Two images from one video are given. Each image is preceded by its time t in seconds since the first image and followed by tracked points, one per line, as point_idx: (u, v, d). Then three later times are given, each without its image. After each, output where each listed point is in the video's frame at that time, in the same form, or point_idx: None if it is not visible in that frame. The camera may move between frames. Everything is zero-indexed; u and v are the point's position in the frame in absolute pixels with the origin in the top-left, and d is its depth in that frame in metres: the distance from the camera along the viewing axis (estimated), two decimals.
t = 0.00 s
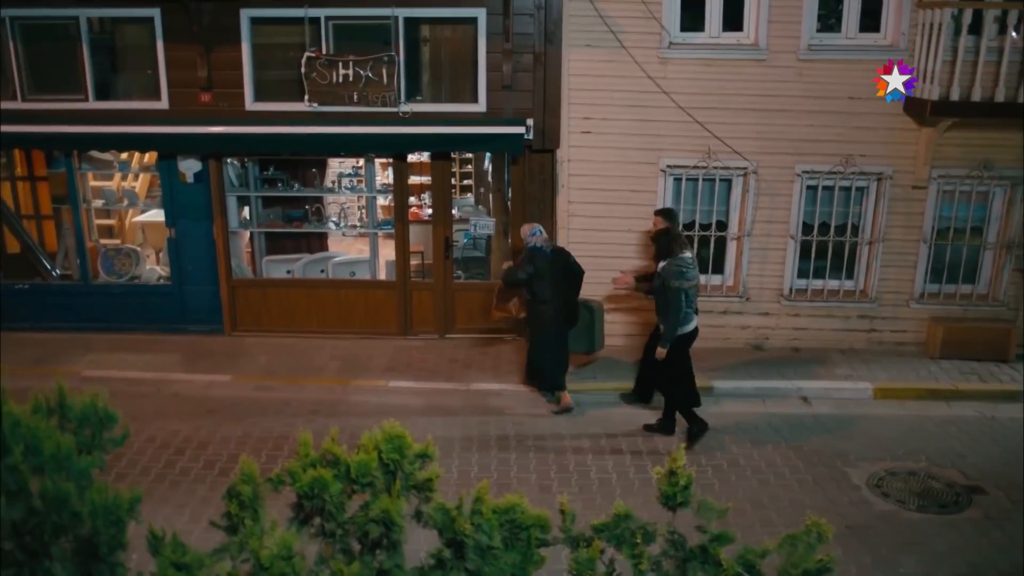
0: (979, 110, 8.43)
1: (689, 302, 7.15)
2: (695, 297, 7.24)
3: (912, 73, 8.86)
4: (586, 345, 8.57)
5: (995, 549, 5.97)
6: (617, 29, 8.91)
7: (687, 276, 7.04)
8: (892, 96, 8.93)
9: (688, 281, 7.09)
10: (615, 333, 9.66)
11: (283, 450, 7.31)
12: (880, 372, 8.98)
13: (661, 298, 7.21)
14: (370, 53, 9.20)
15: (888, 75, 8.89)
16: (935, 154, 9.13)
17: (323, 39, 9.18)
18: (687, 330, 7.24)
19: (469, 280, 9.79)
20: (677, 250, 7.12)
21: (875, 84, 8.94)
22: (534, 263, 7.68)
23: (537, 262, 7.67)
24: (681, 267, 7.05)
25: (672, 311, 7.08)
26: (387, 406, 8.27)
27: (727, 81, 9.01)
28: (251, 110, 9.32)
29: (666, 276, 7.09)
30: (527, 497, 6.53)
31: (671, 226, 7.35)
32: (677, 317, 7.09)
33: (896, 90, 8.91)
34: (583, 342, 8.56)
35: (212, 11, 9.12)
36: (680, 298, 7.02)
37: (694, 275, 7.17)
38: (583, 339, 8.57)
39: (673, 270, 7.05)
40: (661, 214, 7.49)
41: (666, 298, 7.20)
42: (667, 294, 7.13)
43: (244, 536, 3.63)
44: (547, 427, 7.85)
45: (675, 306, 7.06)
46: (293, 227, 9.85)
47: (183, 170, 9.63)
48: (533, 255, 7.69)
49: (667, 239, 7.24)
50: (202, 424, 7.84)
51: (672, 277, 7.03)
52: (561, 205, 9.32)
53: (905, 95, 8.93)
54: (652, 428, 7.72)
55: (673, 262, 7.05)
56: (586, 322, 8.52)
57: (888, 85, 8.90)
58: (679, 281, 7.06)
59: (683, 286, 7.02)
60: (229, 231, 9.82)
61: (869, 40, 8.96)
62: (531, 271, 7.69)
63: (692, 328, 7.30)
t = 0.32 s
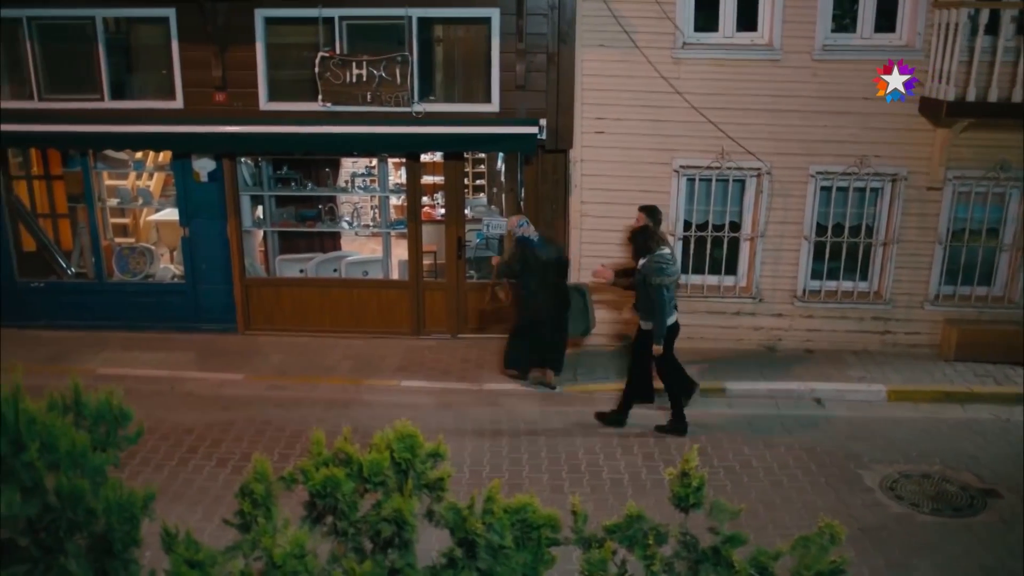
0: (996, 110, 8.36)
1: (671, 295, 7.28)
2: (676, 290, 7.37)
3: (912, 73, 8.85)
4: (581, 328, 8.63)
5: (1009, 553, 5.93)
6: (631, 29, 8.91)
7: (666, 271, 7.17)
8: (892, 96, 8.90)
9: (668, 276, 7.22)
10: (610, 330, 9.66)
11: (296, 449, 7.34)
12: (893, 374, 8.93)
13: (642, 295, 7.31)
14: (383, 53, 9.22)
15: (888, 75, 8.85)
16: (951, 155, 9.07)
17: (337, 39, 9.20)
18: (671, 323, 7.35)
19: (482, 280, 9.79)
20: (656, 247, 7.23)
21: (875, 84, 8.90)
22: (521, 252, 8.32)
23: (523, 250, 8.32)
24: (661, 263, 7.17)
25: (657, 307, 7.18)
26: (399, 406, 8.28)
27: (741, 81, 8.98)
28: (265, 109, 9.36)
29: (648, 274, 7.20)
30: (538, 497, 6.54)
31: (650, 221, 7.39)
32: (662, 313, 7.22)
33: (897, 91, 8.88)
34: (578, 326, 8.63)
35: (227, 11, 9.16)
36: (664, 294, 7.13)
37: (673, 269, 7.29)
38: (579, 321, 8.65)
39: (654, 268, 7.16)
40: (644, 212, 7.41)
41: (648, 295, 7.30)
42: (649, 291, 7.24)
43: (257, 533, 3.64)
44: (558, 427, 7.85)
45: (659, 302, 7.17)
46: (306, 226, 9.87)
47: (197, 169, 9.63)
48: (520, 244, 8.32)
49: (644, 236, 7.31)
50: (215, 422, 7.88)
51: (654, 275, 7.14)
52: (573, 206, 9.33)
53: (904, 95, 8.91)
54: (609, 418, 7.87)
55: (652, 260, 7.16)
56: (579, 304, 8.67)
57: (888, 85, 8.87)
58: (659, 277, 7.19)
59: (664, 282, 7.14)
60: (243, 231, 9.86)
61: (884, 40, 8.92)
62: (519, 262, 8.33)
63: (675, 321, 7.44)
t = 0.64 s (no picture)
0: (1013, 111, 8.29)
1: (643, 291, 7.46)
2: (649, 288, 7.54)
3: (912, 73, 8.82)
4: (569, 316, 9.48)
5: None
6: (645, 29, 8.89)
7: (639, 265, 7.39)
8: (892, 96, 8.87)
9: (641, 271, 7.43)
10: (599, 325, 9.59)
11: (308, 447, 7.37)
12: (908, 377, 8.88)
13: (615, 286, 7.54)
14: (397, 53, 9.24)
15: (888, 75, 8.82)
16: (967, 156, 9.02)
17: (351, 39, 9.22)
18: (640, 317, 7.53)
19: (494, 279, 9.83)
20: (632, 241, 7.48)
21: (875, 84, 8.86)
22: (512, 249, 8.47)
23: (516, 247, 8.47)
24: (636, 257, 7.40)
25: (623, 298, 7.39)
26: (411, 405, 8.30)
27: (756, 81, 8.95)
28: (279, 109, 9.40)
29: (622, 265, 7.43)
30: (551, 497, 6.54)
31: (627, 219, 7.73)
32: (629, 305, 7.41)
33: (897, 90, 8.84)
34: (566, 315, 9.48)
35: (241, 11, 9.19)
36: (631, 286, 7.34)
37: (649, 266, 7.50)
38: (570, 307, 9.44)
39: (627, 260, 7.39)
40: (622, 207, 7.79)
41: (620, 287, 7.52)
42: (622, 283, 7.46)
43: (270, 532, 3.65)
44: (571, 427, 7.86)
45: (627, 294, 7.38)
46: (319, 225, 9.91)
47: (212, 169, 9.68)
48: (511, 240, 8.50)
49: (622, 231, 7.56)
50: (228, 421, 7.91)
51: (626, 266, 7.37)
52: (587, 206, 9.26)
53: (904, 95, 8.87)
54: (612, 420, 7.88)
55: (627, 253, 7.39)
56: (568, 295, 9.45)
57: (888, 85, 8.84)
58: (633, 270, 7.40)
59: (634, 275, 7.35)
60: (256, 230, 9.90)
61: (900, 40, 8.87)
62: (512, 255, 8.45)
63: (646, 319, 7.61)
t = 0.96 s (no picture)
0: None
1: (629, 290, 7.45)
2: (636, 286, 7.54)
3: (912, 73, 8.78)
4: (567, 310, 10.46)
5: None
6: (659, 29, 8.88)
7: (626, 264, 7.37)
8: (892, 96, 8.82)
9: (628, 270, 7.42)
10: (585, 311, 9.68)
11: (320, 446, 7.40)
12: (922, 379, 8.83)
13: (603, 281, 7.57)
14: (411, 53, 9.25)
15: (888, 75, 8.77)
16: (983, 157, 8.95)
17: (365, 39, 9.24)
18: (624, 315, 7.54)
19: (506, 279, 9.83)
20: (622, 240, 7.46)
21: (875, 84, 8.83)
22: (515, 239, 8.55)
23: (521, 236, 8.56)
24: (625, 256, 7.38)
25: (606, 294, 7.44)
26: (423, 405, 8.31)
27: (771, 82, 8.91)
28: (293, 109, 9.42)
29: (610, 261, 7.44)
30: (563, 498, 6.54)
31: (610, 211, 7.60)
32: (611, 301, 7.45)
33: (896, 90, 8.80)
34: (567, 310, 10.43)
35: (256, 11, 9.22)
36: (614, 284, 7.36)
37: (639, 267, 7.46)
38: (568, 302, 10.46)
39: (615, 257, 7.40)
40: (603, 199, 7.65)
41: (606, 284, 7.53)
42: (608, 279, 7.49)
43: (283, 530, 3.66)
44: (583, 427, 7.86)
45: (610, 291, 7.41)
46: (333, 225, 9.96)
47: (226, 169, 9.71)
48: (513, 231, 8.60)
49: (613, 231, 7.62)
50: (241, 419, 7.94)
51: (613, 264, 7.38)
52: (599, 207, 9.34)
53: (904, 95, 8.83)
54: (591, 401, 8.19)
55: (616, 251, 7.39)
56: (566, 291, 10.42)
57: (888, 85, 8.79)
58: (620, 268, 7.40)
59: (619, 274, 7.36)
60: (270, 229, 9.94)
61: (916, 41, 8.82)
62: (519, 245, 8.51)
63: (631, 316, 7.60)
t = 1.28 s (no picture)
0: None
1: (623, 283, 7.63)
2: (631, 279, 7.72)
3: (911, 73, 8.76)
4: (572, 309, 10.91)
5: None
6: (671, 29, 8.86)
7: (620, 260, 7.52)
8: (892, 96, 8.79)
9: (623, 265, 7.57)
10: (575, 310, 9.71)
11: (331, 445, 7.42)
12: (935, 381, 8.78)
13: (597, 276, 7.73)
14: (422, 53, 9.27)
15: (888, 75, 8.74)
16: (997, 158, 8.90)
17: (377, 39, 9.26)
18: (620, 306, 7.74)
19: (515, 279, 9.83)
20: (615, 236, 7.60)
21: (875, 84, 8.80)
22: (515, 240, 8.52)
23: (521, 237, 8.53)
24: (618, 252, 7.53)
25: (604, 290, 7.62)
26: (433, 404, 8.33)
27: (783, 82, 8.89)
28: (305, 108, 9.45)
29: (604, 257, 7.59)
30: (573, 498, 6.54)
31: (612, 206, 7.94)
32: (607, 295, 7.64)
33: (897, 90, 8.78)
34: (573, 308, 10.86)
35: (268, 10, 9.25)
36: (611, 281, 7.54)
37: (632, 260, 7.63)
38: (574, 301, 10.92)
39: (609, 253, 7.55)
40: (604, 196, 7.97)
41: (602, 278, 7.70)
42: (603, 275, 7.65)
43: (293, 528, 3.67)
44: (593, 427, 7.85)
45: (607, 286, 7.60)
46: (343, 224, 9.98)
47: (237, 168, 9.77)
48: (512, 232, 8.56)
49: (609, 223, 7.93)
50: (252, 418, 7.97)
51: (607, 260, 7.53)
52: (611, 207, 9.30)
53: (904, 95, 8.81)
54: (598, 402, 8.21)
55: (610, 247, 7.53)
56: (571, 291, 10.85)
57: (888, 85, 8.76)
58: (614, 264, 7.56)
59: (614, 269, 7.53)
60: (282, 228, 9.97)
61: (929, 41, 8.79)
62: (522, 247, 8.50)
63: (627, 307, 7.81)
